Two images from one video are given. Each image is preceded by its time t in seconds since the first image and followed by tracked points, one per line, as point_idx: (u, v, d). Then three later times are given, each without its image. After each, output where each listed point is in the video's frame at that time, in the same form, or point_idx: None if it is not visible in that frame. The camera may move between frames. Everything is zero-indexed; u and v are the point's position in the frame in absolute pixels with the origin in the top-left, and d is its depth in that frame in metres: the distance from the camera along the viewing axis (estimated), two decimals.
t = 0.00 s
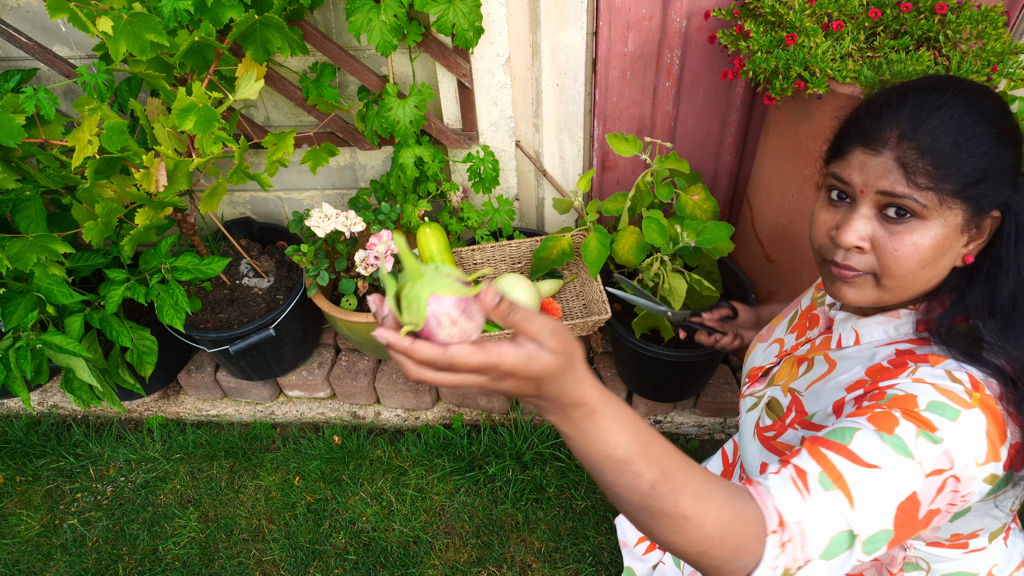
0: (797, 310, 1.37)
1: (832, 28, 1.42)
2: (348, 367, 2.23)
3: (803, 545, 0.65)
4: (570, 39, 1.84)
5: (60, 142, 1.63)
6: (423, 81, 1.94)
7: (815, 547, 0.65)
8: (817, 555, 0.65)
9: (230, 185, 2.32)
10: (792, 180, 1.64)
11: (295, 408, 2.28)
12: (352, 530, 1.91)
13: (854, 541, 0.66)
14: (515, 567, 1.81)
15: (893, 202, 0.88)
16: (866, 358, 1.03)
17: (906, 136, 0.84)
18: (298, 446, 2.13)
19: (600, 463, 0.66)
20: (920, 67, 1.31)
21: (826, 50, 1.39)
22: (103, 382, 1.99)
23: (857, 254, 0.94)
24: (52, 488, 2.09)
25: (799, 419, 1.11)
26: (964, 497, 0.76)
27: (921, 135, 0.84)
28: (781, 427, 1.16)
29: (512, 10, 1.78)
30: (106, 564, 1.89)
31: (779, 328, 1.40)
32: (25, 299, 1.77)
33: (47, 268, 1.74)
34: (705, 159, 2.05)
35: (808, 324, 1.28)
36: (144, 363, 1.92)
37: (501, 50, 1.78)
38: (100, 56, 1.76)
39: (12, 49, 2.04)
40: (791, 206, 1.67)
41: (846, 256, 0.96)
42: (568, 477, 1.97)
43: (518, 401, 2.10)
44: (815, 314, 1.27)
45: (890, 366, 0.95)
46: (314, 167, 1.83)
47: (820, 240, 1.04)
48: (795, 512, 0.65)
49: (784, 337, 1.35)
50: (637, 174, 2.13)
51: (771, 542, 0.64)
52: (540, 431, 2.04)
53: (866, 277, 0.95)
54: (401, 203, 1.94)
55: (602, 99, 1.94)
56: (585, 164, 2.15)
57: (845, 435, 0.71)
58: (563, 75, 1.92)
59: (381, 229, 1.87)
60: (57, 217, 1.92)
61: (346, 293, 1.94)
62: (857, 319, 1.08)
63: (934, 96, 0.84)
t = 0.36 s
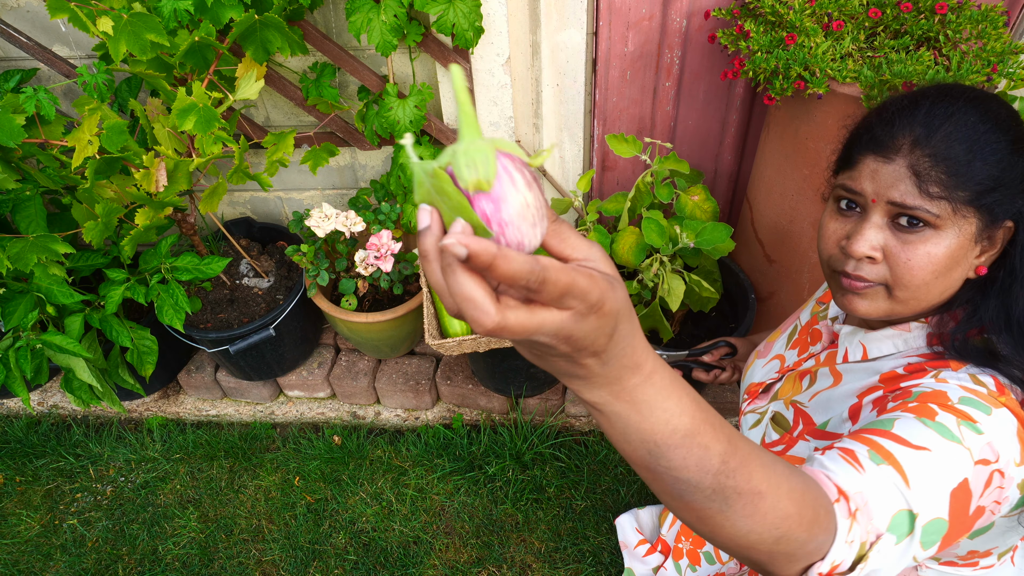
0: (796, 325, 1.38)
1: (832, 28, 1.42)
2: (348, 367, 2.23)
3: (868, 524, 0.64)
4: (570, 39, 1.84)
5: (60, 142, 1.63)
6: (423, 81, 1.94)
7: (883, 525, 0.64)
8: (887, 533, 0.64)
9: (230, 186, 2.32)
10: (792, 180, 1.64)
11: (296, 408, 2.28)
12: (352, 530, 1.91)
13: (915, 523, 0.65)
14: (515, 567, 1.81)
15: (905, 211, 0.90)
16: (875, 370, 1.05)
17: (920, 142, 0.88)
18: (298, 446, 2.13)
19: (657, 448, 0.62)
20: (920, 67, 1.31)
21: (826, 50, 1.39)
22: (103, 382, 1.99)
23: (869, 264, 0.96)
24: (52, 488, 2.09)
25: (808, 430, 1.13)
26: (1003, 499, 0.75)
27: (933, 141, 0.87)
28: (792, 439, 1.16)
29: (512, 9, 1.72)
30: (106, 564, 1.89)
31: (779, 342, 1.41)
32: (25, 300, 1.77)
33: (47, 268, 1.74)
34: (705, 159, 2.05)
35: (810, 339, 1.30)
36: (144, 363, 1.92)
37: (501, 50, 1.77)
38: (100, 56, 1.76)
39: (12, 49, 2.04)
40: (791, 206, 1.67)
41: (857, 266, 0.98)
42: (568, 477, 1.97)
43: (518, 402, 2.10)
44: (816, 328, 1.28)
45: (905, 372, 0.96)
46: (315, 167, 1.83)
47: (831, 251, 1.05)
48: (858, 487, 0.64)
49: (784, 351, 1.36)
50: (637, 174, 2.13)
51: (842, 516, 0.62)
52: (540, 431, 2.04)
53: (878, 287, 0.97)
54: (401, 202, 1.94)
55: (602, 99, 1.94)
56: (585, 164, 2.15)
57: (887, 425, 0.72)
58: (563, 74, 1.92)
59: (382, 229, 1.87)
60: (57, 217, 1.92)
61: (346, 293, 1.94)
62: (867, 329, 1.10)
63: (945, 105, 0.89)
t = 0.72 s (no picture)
0: (798, 331, 1.38)
1: (833, 28, 1.42)
2: (348, 367, 2.22)
3: (883, 534, 0.63)
4: (570, 39, 1.86)
5: (60, 142, 1.62)
6: (423, 81, 1.94)
7: (897, 535, 0.64)
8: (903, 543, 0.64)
9: (230, 186, 2.32)
10: (792, 180, 1.64)
11: (295, 408, 2.27)
12: (352, 530, 1.91)
13: (927, 534, 0.65)
14: (515, 567, 1.81)
15: (905, 219, 0.89)
16: (877, 379, 1.04)
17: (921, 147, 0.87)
18: (298, 446, 2.12)
19: (665, 477, 0.59)
20: (920, 66, 1.31)
21: (826, 50, 1.38)
22: (103, 382, 1.99)
23: (871, 270, 0.96)
24: (52, 488, 2.09)
25: (812, 438, 1.12)
26: (1013, 509, 0.75)
27: (935, 147, 0.86)
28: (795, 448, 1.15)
29: (512, 9, 1.71)
30: (106, 564, 1.89)
31: (779, 350, 1.41)
32: (24, 300, 1.77)
33: (47, 268, 1.73)
34: (705, 159, 2.05)
35: (813, 345, 1.29)
36: (144, 363, 1.91)
37: (501, 50, 1.76)
38: (100, 56, 1.76)
39: (12, 49, 2.04)
40: (792, 206, 1.67)
41: (859, 273, 0.98)
42: (568, 477, 1.96)
43: (518, 402, 2.10)
44: (818, 334, 1.28)
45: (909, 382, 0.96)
46: (314, 167, 1.83)
47: (832, 256, 1.05)
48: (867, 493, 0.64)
49: (786, 359, 1.35)
50: (637, 174, 2.13)
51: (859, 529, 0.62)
52: (540, 431, 2.04)
53: (880, 294, 0.97)
54: (401, 202, 1.94)
55: (602, 98, 1.94)
56: (586, 164, 2.16)
57: (894, 434, 0.72)
58: (562, 74, 1.94)
59: (381, 229, 1.86)
60: (56, 217, 1.92)
61: (346, 293, 1.94)
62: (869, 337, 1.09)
63: (949, 110, 0.88)
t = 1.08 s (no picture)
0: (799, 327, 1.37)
1: (833, 28, 1.42)
2: (348, 367, 2.22)
3: (793, 475, 0.81)
4: (570, 39, 1.84)
5: (60, 142, 1.62)
6: (423, 81, 1.94)
7: (811, 478, 0.80)
8: (813, 482, 0.81)
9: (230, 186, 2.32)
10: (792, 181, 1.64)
11: (295, 408, 2.27)
12: (352, 529, 1.91)
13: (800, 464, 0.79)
14: (515, 567, 1.81)
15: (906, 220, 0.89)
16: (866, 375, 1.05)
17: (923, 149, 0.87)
18: (298, 446, 2.13)
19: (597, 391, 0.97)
20: (920, 66, 1.31)
21: (826, 50, 1.38)
22: (103, 382, 1.99)
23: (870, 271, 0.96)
24: (52, 488, 2.09)
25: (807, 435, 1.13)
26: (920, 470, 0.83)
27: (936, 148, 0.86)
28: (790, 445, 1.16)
29: (512, 9, 1.78)
30: (106, 564, 1.89)
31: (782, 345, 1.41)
32: (24, 299, 1.77)
33: (47, 268, 1.73)
34: (706, 158, 2.05)
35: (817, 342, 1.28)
36: (144, 363, 1.91)
37: (501, 50, 1.79)
38: (100, 56, 1.76)
39: (12, 49, 2.04)
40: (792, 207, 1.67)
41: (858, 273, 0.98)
42: (568, 477, 1.96)
43: (518, 402, 2.10)
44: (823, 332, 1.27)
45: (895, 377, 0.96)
46: (314, 167, 1.83)
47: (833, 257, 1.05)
48: (794, 454, 0.78)
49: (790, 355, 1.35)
50: (637, 174, 2.13)
51: (767, 468, 0.80)
52: (540, 431, 2.03)
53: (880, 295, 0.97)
54: (401, 202, 1.94)
55: (601, 98, 1.93)
56: (585, 164, 2.14)
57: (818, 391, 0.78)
58: (562, 74, 1.91)
59: (381, 229, 1.86)
60: (57, 217, 1.92)
61: (346, 293, 1.94)
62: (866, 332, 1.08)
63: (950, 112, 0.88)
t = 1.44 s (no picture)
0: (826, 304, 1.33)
1: (833, 28, 1.42)
2: (348, 367, 2.22)
3: (747, 428, 0.92)
4: (570, 39, 1.84)
5: (60, 142, 1.62)
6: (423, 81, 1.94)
7: (764, 429, 0.92)
8: (766, 433, 0.93)
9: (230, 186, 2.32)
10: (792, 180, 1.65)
11: (295, 408, 2.27)
12: (352, 530, 1.91)
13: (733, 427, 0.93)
14: (515, 567, 1.81)
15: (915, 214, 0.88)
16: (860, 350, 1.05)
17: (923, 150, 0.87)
18: (298, 446, 2.12)
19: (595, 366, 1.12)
20: (920, 66, 1.31)
21: (826, 50, 1.38)
22: (103, 382, 1.99)
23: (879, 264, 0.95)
24: (52, 488, 2.09)
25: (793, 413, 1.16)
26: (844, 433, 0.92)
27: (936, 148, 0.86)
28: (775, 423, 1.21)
29: (512, 8, 1.76)
30: (106, 564, 1.89)
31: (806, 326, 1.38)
32: (24, 299, 1.77)
33: (47, 268, 1.73)
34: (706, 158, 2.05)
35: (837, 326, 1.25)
36: (144, 363, 1.91)
37: (501, 50, 1.79)
38: (100, 56, 1.75)
39: (12, 49, 2.04)
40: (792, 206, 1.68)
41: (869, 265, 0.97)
42: (568, 477, 1.96)
43: (518, 401, 2.10)
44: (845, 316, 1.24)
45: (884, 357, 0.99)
46: (314, 167, 1.83)
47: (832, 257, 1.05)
48: (744, 406, 0.89)
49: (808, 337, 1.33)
50: (637, 174, 2.13)
51: (722, 419, 0.92)
52: (540, 431, 2.04)
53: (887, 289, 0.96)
54: (401, 202, 1.94)
55: (602, 98, 1.93)
56: (585, 164, 2.15)
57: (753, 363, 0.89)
58: (563, 74, 1.91)
59: (381, 229, 1.86)
60: (57, 217, 1.92)
61: (346, 293, 1.94)
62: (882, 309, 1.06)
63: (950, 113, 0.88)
